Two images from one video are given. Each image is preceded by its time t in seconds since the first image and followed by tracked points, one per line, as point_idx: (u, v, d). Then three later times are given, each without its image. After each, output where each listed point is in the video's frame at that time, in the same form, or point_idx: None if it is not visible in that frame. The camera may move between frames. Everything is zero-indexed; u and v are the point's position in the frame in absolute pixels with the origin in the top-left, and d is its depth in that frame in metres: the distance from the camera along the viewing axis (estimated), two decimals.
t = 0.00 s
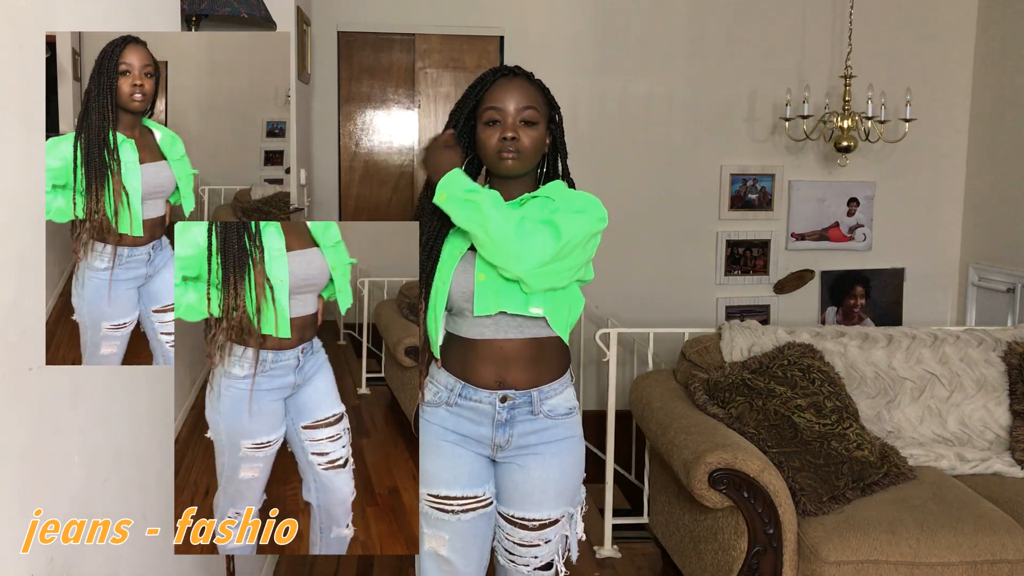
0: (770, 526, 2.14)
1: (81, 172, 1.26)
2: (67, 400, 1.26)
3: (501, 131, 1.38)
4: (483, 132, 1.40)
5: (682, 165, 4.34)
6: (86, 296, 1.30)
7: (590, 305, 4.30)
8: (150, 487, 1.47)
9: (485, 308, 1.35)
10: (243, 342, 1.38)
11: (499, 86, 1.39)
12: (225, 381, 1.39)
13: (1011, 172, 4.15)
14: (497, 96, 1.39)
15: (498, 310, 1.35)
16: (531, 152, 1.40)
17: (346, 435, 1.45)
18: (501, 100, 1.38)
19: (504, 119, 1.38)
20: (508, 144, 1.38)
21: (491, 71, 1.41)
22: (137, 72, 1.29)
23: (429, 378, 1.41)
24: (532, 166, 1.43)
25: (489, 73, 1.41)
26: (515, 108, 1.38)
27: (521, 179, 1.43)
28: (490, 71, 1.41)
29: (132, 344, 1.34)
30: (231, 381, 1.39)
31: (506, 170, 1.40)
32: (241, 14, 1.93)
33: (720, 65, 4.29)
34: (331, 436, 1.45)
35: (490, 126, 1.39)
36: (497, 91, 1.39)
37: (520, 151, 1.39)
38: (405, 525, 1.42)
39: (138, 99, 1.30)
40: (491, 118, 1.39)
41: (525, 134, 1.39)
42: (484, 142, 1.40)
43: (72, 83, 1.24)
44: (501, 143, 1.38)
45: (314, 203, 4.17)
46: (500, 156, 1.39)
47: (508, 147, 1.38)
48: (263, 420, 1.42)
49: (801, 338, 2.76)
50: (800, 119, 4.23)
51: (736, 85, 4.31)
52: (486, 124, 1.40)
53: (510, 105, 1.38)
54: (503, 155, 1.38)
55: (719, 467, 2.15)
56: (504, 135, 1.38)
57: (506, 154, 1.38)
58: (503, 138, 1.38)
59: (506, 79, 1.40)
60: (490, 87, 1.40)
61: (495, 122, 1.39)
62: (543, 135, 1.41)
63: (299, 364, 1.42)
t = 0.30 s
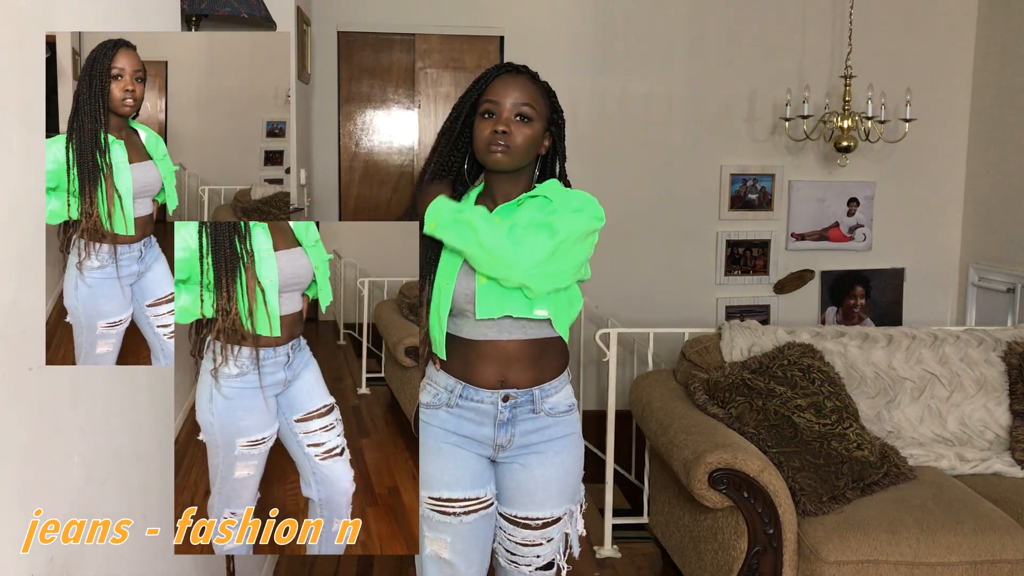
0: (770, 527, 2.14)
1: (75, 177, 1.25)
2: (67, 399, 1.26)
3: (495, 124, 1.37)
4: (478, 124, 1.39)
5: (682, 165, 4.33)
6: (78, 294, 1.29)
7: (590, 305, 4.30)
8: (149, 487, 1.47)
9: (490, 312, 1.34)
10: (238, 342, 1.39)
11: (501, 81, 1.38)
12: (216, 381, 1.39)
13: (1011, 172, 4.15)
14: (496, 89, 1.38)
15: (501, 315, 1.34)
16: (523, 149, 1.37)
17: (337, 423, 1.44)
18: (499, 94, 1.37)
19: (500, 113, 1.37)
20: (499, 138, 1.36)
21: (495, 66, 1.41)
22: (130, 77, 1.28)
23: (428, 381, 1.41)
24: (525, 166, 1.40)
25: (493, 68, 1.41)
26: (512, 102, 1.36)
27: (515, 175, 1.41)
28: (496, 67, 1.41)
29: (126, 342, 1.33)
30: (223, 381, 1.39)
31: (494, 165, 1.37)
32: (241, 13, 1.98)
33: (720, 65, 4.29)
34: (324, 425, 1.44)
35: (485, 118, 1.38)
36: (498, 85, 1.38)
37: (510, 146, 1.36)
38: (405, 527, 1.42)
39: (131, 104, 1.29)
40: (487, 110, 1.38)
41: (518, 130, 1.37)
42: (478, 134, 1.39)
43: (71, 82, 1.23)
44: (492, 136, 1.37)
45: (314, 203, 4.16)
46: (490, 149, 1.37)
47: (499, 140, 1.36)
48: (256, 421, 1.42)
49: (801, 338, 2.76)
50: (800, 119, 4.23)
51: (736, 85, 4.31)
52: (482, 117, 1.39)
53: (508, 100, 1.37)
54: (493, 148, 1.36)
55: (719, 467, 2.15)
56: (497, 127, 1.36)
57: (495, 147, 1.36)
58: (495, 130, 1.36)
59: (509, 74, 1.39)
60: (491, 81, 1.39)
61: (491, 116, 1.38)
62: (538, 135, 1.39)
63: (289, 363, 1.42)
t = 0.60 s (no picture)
0: (770, 526, 2.14)
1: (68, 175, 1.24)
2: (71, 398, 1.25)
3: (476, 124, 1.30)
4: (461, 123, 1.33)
5: (682, 164, 4.33)
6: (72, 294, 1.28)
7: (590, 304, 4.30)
8: (150, 487, 1.47)
9: (499, 326, 1.34)
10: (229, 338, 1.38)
11: (487, 78, 1.31)
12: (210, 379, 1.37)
13: (1011, 172, 4.15)
14: (480, 86, 1.31)
15: (512, 332, 1.35)
16: (504, 151, 1.31)
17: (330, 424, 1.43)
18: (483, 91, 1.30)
19: (482, 112, 1.30)
20: (478, 139, 1.30)
21: (483, 62, 1.35)
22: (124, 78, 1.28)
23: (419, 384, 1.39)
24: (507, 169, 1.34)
25: (481, 65, 1.34)
26: (496, 102, 1.30)
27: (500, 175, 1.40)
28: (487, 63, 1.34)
29: (123, 341, 1.33)
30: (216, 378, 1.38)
31: (472, 166, 1.31)
32: (240, 13, 1.99)
33: (720, 65, 4.29)
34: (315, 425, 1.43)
35: (468, 117, 1.32)
36: (483, 81, 1.31)
37: (489, 149, 1.30)
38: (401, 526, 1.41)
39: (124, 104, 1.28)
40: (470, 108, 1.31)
41: (500, 131, 1.30)
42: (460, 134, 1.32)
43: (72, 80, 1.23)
44: (472, 136, 1.30)
45: (314, 203, 4.16)
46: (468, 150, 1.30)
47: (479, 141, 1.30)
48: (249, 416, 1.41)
49: (801, 338, 2.76)
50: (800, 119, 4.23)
51: (736, 85, 4.31)
52: (466, 115, 1.32)
53: (491, 98, 1.30)
54: (471, 148, 1.30)
55: (719, 468, 2.15)
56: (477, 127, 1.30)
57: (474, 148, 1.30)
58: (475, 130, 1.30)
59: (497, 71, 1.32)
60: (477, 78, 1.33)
61: (474, 114, 1.31)
62: (521, 137, 1.32)
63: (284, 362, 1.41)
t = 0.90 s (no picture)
0: (770, 527, 2.14)
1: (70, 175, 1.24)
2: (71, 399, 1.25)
3: (470, 128, 1.36)
4: (455, 127, 1.39)
5: (682, 164, 4.33)
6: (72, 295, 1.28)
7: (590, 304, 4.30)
8: (149, 487, 1.47)
9: (538, 314, 1.35)
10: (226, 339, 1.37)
11: (478, 81, 1.38)
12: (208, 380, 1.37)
13: (1011, 172, 4.15)
14: (471, 90, 1.37)
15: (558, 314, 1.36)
16: (499, 152, 1.36)
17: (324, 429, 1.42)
18: (476, 94, 1.36)
19: (476, 115, 1.36)
20: (474, 142, 1.36)
21: (472, 64, 1.40)
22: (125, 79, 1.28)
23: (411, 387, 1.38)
24: (503, 169, 1.40)
25: (470, 67, 1.40)
26: (488, 104, 1.36)
27: (492, 178, 1.41)
28: (475, 66, 1.40)
29: (124, 342, 1.33)
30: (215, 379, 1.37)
31: (470, 170, 1.37)
32: (239, 12, 1.99)
33: (720, 65, 4.29)
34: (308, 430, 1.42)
35: (462, 121, 1.38)
36: (474, 84, 1.37)
37: (485, 151, 1.36)
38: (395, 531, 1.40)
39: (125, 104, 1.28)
40: (463, 112, 1.37)
41: (493, 132, 1.36)
42: (455, 138, 1.39)
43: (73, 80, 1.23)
44: (468, 141, 1.36)
45: (314, 203, 4.16)
46: (465, 154, 1.36)
47: (474, 144, 1.36)
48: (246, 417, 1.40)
49: (801, 338, 2.76)
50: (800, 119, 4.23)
51: (736, 85, 4.31)
52: (459, 119, 1.38)
53: (484, 100, 1.36)
54: (468, 153, 1.36)
55: (719, 468, 2.15)
56: (473, 130, 1.36)
57: (470, 152, 1.36)
58: (470, 134, 1.36)
59: (486, 73, 1.38)
60: (467, 81, 1.39)
61: (467, 118, 1.38)
62: (514, 137, 1.38)
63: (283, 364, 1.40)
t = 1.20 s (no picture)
0: (770, 527, 2.14)
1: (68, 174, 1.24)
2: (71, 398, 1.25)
3: (460, 129, 1.35)
4: (443, 128, 1.37)
5: (682, 164, 4.33)
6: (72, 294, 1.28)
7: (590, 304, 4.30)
8: (149, 487, 1.47)
9: (529, 320, 1.33)
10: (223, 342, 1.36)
11: (463, 80, 1.35)
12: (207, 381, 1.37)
13: (1011, 172, 4.15)
14: (456, 90, 1.35)
15: (549, 319, 1.34)
16: (490, 152, 1.35)
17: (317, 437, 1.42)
18: (462, 95, 1.34)
19: (463, 116, 1.35)
20: (465, 145, 1.34)
21: (455, 63, 1.38)
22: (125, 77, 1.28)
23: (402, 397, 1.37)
24: (494, 168, 1.39)
25: (453, 66, 1.37)
26: (476, 104, 1.34)
27: (484, 179, 1.40)
28: (458, 64, 1.38)
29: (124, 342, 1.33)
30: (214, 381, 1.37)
31: (462, 173, 1.36)
32: (239, 12, 1.99)
33: (720, 65, 4.29)
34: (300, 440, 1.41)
35: (449, 122, 1.36)
36: (459, 84, 1.35)
37: (477, 152, 1.34)
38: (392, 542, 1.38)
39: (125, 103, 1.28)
40: (450, 114, 1.35)
41: (484, 133, 1.35)
42: (444, 140, 1.37)
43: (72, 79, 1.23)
44: (459, 143, 1.35)
45: (314, 202, 4.16)
46: (457, 156, 1.35)
47: (466, 146, 1.34)
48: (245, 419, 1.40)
49: (801, 338, 2.76)
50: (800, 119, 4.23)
51: (736, 85, 4.31)
52: (447, 121, 1.36)
53: (471, 101, 1.34)
54: (460, 155, 1.35)
55: (719, 468, 2.15)
56: (462, 133, 1.34)
57: (463, 154, 1.35)
58: (461, 136, 1.34)
59: (470, 72, 1.36)
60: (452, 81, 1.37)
61: (455, 119, 1.36)
62: (505, 136, 1.37)
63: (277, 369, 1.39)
